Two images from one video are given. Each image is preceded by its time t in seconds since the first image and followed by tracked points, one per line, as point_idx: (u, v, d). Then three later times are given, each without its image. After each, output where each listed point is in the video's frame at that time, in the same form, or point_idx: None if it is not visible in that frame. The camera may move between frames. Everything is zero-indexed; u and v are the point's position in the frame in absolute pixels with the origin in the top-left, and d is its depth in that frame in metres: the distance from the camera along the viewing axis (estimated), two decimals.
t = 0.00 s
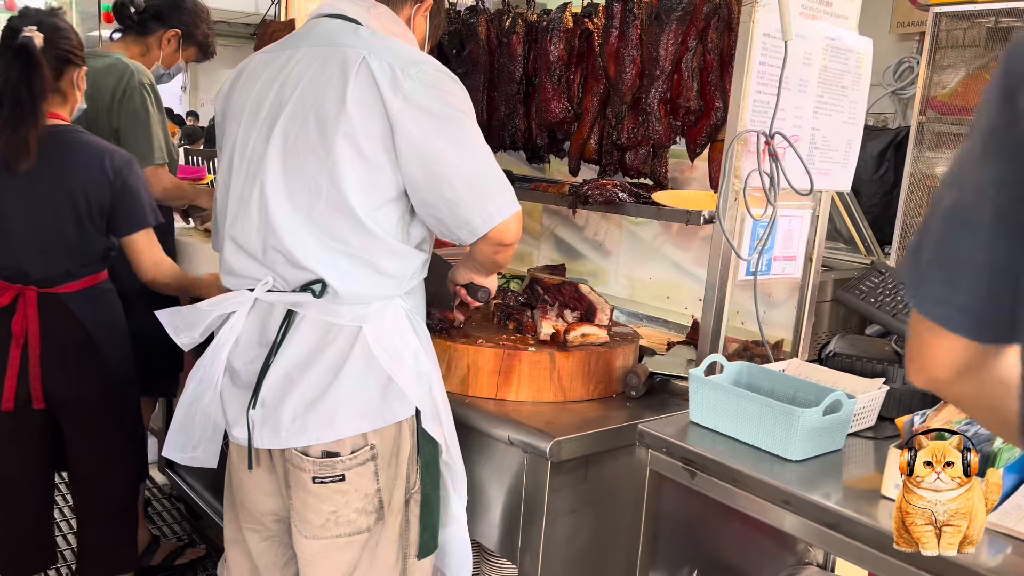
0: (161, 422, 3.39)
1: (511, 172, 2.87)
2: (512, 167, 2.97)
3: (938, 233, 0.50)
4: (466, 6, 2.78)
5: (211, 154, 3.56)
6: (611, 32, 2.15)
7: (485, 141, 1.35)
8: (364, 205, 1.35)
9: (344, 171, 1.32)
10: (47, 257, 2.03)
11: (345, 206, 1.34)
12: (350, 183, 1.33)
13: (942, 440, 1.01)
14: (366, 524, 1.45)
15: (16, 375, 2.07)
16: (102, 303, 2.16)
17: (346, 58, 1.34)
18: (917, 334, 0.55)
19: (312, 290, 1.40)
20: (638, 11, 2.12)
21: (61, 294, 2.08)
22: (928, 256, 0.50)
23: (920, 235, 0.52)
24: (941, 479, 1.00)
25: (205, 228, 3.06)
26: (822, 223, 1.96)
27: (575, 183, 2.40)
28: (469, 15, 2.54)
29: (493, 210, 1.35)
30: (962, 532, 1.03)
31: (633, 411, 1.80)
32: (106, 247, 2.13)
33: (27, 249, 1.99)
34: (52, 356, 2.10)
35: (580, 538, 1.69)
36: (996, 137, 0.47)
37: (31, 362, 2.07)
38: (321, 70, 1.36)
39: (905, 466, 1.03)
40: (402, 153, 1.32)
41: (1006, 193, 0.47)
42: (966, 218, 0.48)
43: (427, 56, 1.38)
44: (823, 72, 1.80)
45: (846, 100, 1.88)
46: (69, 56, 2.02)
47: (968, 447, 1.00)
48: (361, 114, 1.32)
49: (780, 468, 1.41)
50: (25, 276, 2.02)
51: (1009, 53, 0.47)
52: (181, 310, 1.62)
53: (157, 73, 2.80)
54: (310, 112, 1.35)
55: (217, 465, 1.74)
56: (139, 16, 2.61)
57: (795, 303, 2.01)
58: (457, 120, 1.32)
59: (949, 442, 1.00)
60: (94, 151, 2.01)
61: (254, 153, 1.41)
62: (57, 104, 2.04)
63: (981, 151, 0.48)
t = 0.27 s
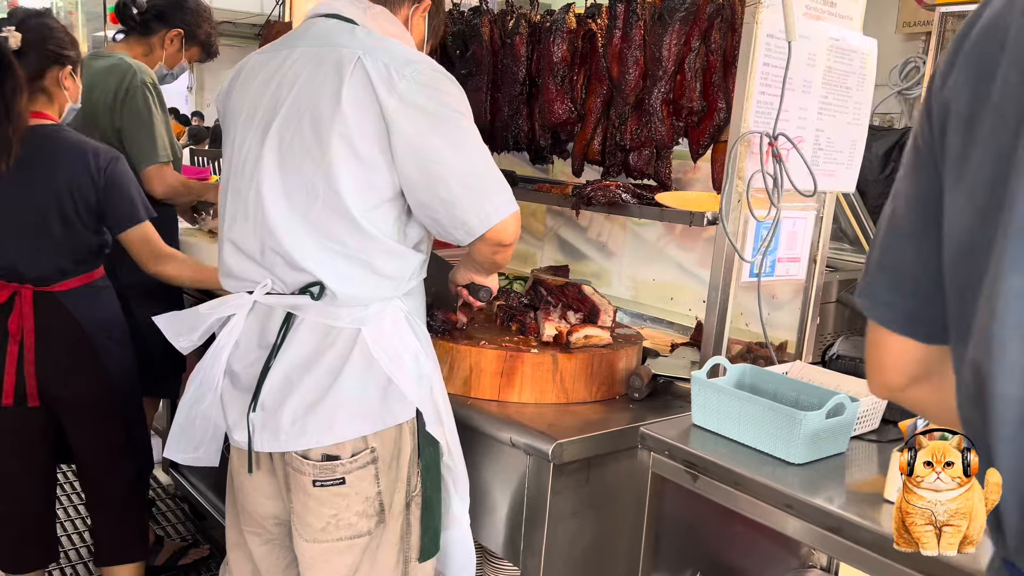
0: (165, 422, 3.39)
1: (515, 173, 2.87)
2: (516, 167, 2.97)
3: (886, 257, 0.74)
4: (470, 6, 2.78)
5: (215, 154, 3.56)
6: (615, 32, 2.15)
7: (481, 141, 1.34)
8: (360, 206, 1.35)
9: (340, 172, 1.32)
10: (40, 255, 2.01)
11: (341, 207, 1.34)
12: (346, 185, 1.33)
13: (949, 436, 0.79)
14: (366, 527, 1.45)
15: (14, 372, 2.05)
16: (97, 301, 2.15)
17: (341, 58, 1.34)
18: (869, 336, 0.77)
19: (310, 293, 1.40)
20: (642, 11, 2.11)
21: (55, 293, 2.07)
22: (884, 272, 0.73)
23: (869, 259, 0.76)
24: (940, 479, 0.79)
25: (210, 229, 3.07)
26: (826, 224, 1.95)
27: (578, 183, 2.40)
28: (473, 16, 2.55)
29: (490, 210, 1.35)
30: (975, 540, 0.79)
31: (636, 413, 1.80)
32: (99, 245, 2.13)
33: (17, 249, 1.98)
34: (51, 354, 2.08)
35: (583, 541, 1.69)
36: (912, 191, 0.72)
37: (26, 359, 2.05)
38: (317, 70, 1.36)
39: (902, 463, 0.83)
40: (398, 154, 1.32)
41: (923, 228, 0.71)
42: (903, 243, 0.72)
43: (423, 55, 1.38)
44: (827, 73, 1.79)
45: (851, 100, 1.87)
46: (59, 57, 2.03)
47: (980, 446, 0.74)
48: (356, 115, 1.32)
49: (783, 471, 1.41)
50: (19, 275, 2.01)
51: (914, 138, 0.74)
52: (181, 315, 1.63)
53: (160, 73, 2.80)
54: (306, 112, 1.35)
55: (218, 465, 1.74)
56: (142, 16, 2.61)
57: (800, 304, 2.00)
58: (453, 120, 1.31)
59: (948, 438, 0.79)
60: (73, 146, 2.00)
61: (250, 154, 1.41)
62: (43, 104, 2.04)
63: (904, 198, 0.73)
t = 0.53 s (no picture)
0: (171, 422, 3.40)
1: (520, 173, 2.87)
2: (521, 167, 2.96)
3: (865, 247, 0.75)
4: (475, 6, 2.78)
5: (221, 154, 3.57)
6: (621, 32, 2.15)
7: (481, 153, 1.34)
8: (361, 213, 1.34)
9: (341, 179, 1.32)
10: (72, 259, 2.02)
11: (342, 215, 1.33)
12: (347, 191, 1.32)
13: (945, 436, 0.72)
14: (369, 527, 1.45)
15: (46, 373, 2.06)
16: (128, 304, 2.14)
17: (345, 63, 1.34)
18: (845, 333, 0.78)
19: (313, 296, 1.40)
20: (648, 11, 2.11)
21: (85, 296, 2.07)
22: (862, 262, 0.75)
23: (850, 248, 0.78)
24: (940, 480, 0.73)
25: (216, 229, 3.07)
26: (833, 225, 1.95)
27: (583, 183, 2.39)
28: (479, 16, 2.55)
29: (488, 222, 1.35)
30: (973, 540, 0.74)
31: (642, 414, 1.79)
32: (127, 247, 2.13)
33: (47, 251, 1.99)
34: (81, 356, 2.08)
35: (588, 542, 1.69)
36: (889, 179, 0.73)
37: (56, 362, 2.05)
38: (321, 74, 1.36)
39: (903, 462, 0.77)
40: (398, 163, 1.32)
41: (900, 213, 0.72)
42: (881, 234, 0.74)
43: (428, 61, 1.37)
44: (834, 73, 1.79)
45: (857, 100, 1.86)
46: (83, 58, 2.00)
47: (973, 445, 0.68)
48: (358, 121, 1.31)
49: (789, 472, 1.40)
50: (51, 279, 2.02)
51: (892, 124, 0.74)
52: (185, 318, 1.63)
53: (166, 73, 2.81)
54: (309, 117, 1.35)
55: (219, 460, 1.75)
56: (147, 17, 2.62)
57: (806, 305, 2.00)
58: (455, 129, 1.31)
59: (947, 437, 0.72)
60: (99, 149, 1.99)
61: (254, 157, 1.41)
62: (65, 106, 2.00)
63: (881, 186, 0.74)
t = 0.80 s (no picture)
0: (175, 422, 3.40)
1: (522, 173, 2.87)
2: (523, 168, 2.96)
3: (852, 257, 0.77)
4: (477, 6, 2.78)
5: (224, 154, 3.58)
6: (623, 32, 2.14)
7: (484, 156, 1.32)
8: (365, 216, 1.34)
9: (345, 181, 1.32)
10: (109, 264, 2.02)
11: (346, 217, 1.33)
12: (352, 194, 1.33)
13: (945, 435, 0.71)
14: (378, 528, 1.46)
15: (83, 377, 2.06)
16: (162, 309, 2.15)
17: (351, 66, 1.34)
18: (833, 345, 0.81)
19: (319, 299, 1.40)
20: (651, 11, 2.11)
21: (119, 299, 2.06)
22: (850, 272, 0.77)
23: (837, 256, 0.80)
24: (940, 480, 0.73)
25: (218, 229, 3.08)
26: (836, 225, 1.94)
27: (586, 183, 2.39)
28: (481, 16, 2.55)
29: (491, 224, 1.33)
30: (972, 539, 0.74)
31: (644, 414, 1.79)
32: (161, 253, 2.14)
33: (83, 255, 1.99)
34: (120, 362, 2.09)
35: (591, 542, 1.68)
36: (879, 187, 0.75)
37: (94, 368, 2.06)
38: (326, 76, 1.36)
39: (902, 463, 0.77)
40: (401, 167, 1.31)
41: (891, 220, 0.74)
42: (869, 243, 0.76)
43: (434, 65, 1.37)
44: (837, 73, 1.78)
45: (860, 100, 1.86)
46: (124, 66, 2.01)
47: (975, 446, 0.69)
48: (361, 123, 1.31)
49: (792, 473, 1.40)
50: (88, 283, 2.02)
51: (877, 128, 0.77)
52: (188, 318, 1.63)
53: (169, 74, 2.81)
54: (314, 119, 1.35)
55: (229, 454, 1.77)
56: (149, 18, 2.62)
57: (809, 305, 1.99)
58: (458, 130, 1.30)
59: (946, 437, 0.71)
60: (144, 156, 2.00)
61: (258, 158, 1.41)
62: (111, 109, 1.99)
63: (867, 195, 0.76)
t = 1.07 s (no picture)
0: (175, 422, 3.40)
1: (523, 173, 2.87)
2: (524, 168, 2.96)
3: (844, 261, 0.80)
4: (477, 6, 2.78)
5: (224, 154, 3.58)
6: (624, 32, 2.14)
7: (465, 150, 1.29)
8: (350, 213, 1.33)
9: (330, 177, 1.31)
10: (141, 270, 2.04)
11: (332, 214, 1.33)
12: (337, 190, 1.32)
13: (945, 436, 0.73)
14: (364, 532, 1.46)
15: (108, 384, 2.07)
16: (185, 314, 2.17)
17: (339, 64, 1.34)
18: (823, 349, 0.84)
19: (309, 298, 1.40)
20: (651, 11, 2.11)
21: (149, 305, 2.09)
22: (842, 274, 0.80)
23: (828, 259, 0.83)
24: (940, 480, 0.74)
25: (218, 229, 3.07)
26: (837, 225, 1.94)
27: (587, 184, 2.39)
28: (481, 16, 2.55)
29: (471, 219, 1.27)
30: (972, 539, 0.75)
31: (645, 415, 1.79)
32: (191, 262, 2.16)
33: (115, 258, 2.01)
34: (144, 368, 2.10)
35: (591, 543, 1.68)
36: (872, 191, 0.78)
37: (122, 373, 2.07)
38: (315, 74, 1.36)
39: (902, 463, 0.78)
40: (383, 163, 1.29)
41: (883, 224, 0.77)
42: (864, 247, 0.78)
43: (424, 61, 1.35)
44: (837, 73, 1.78)
45: (862, 100, 1.85)
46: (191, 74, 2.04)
47: (974, 446, 0.70)
48: (346, 120, 1.31)
49: (793, 474, 1.40)
50: (120, 287, 2.04)
51: (868, 132, 0.80)
52: (178, 316, 1.65)
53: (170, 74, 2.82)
54: (303, 116, 1.35)
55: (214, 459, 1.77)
56: (145, 18, 2.61)
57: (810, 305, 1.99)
58: (439, 123, 1.26)
59: (947, 437, 0.72)
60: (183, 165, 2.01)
61: (250, 156, 1.42)
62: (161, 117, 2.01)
63: (860, 198, 0.79)
